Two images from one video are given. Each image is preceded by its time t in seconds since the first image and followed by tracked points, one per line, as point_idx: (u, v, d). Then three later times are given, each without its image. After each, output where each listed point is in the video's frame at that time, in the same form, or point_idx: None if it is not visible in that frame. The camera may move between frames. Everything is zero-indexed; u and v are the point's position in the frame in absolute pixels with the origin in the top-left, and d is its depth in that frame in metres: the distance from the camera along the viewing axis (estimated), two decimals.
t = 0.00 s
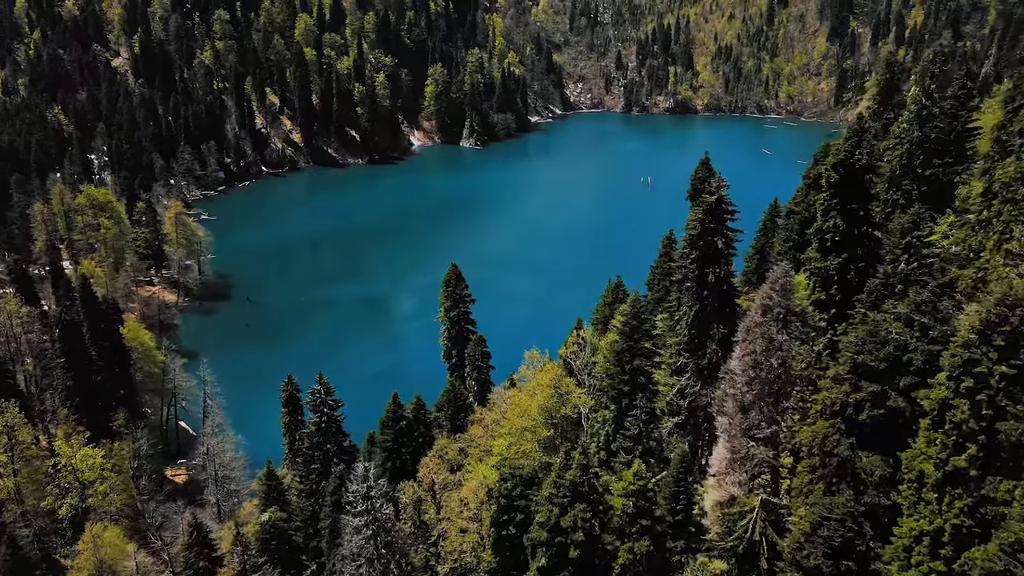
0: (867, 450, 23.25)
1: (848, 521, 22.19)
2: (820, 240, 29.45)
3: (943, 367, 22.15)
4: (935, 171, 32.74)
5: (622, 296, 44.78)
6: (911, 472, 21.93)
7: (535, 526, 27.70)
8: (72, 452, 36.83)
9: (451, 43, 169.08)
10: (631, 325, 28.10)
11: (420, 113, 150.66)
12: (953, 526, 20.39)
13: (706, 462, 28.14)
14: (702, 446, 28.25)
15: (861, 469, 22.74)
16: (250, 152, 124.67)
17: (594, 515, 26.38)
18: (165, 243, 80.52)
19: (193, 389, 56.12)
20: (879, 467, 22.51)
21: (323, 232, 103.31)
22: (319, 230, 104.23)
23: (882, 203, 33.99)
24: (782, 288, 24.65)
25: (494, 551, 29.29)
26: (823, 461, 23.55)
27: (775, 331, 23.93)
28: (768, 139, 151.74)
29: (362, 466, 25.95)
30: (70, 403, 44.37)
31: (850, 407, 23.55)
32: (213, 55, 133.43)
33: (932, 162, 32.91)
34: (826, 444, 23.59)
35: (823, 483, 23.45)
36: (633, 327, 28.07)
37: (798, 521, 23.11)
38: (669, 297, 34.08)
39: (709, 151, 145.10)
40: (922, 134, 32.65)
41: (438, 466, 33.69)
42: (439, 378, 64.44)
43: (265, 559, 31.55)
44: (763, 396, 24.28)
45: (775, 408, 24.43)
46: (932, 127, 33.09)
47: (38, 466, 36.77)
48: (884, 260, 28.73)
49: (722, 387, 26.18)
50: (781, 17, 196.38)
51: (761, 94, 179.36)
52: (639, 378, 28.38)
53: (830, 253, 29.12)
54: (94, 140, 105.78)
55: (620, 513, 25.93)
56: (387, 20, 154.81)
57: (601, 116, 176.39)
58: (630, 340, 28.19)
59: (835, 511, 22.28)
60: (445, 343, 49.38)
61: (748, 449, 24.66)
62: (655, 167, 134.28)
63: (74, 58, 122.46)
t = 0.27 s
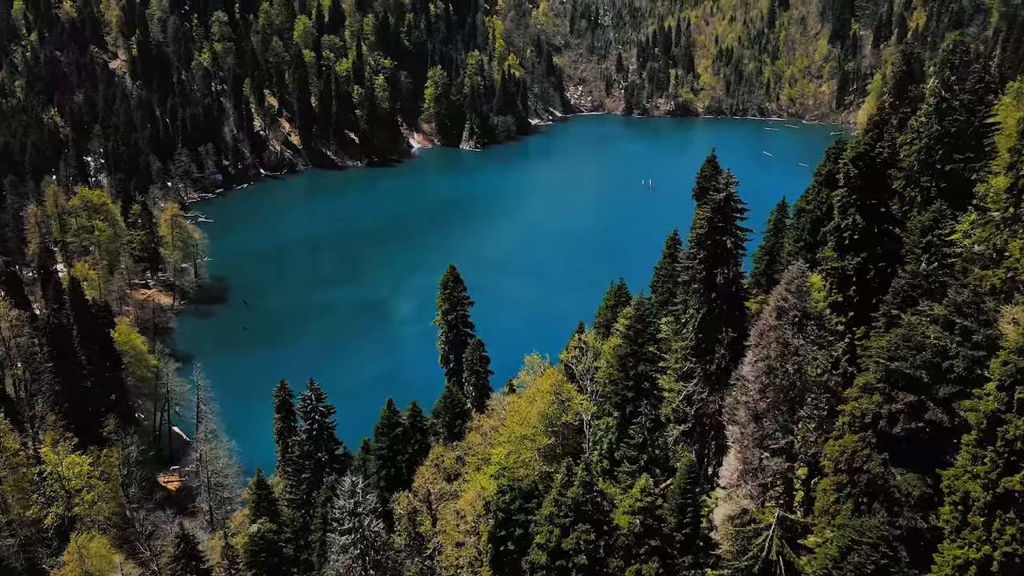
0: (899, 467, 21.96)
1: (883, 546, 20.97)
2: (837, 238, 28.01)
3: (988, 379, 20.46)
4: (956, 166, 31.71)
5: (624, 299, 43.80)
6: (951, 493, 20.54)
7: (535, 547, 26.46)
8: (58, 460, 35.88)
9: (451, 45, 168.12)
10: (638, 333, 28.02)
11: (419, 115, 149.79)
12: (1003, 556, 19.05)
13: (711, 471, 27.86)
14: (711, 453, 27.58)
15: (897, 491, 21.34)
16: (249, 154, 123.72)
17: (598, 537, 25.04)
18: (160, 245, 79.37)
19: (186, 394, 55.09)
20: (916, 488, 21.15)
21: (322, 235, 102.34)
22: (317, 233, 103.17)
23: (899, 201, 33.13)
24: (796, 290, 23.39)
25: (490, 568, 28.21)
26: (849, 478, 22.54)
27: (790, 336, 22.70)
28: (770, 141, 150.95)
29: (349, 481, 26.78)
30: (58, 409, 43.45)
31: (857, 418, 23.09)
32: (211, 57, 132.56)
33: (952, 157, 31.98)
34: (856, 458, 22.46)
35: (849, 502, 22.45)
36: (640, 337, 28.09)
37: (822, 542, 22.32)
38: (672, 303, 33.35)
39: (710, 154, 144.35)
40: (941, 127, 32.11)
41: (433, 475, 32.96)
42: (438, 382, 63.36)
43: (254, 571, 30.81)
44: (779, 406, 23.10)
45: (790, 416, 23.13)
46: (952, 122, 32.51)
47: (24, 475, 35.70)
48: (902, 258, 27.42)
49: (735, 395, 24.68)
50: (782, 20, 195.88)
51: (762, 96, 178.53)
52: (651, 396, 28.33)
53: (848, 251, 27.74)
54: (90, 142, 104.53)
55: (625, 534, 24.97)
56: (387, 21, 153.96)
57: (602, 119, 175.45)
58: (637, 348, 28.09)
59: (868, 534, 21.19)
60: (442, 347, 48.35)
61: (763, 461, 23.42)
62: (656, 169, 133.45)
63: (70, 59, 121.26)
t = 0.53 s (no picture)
0: (942, 486, 19.59)
1: (922, 574, 18.77)
2: (857, 235, 27.19)
3: None
4: (976, 161, 30.96)
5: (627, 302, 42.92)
6: (1001, 516, 18.19)
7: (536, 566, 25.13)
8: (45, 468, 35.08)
9: (451, 47, 167.44)
10: (643, 334, 26.62)
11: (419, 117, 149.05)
12: None
13: (719, 481, 27.18)
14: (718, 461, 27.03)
15: (936, 513, 19.13)
16: (247, 157, 123.01)
17: (604, 560, 23.77)
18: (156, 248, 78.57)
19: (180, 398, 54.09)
20: (958, 509, 18.86)
21: (321, 237, 101.47)
22: (316, 235, 102.26)
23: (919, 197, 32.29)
24: (810, 291, 22.54)
25: None
26: (881, 497, 20.41)
27: (805, 340, 21.74)
28: (771, 144, 150.23)
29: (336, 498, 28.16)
30: (47, 414, 42.63)
31: (887, 431, 21.12)
32: (209, 59, 131.77)
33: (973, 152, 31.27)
34: (885, 475, 20.42)
35: (885, 525, 20.27)
36: (644, 339, 26.66)
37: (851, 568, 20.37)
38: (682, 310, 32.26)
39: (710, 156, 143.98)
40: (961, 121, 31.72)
41: (430, 485, 32.62)
42: (436, 386, 62.37)
43: None
44: (794, 415, 22.12)
45: (806, 425, 22.06)
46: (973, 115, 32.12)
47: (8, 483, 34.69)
48: (926, 258, 26.16)
49: (749, 402, 23.65)
50: (783, 23, 195.72)
51: (763, 99, 177.95)
52: (656, 404, 26.75)
53: (867, 251, 26.80)
54: (87, 144, 104.17)
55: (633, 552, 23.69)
56: (386, 23, 153.22)
57: (602, 121, 174.71)
58: (641, 352, 26.81)
59: (904, 560, 19.06)
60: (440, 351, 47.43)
61: (774, 472, 22.53)
62: (657, 172, 132.68)
63: (68, 61, 120.94)
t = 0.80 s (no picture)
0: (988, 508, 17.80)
1: None
2: (876, 231, 25.60)
3: None
4: (1000, 155, 30.09)
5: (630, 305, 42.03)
6: None
7: None
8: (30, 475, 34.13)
9: (450, 49, 166.67)
10: (646, 338, 26.39)
11: (418, 120, 148.29)
12: None
13: (728, 490, 25.74)
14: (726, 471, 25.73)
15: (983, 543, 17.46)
16: (245, 159, 122.22)
17: None
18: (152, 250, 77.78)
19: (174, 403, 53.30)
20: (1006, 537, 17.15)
21: (319, 240, 100.58)
22: (314, 238, 101.36)
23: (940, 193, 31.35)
24: (827, 291, 21.36)
25: None
26: (918, 519, 18.92)
27: (825, 343, 20.43)
28: (772, 146, 149.50)
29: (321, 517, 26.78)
30: (34, 420, 41.77)
31: (929, 446, 19.17)
32: (207, 61, 130.93)
33: (996, 147, 30.57)
34: (925, 496, 18.77)
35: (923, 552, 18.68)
36: (645, 342, 26.35)
37: None
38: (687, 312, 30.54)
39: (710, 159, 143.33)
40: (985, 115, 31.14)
41: (425, 495, 31.81)
42: (435, 391, 61.43)
43: None
44: (812, 423, 20.76)
45: (822, 434, 20.82)
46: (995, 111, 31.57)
47: None
48: (951, 257, 24.55)
49: (761, 410, 22.07)
50: (783, 25, 195.49)
51: (764, 101, 177.32)
52: (658, 411, 26.53)
53: (887, 249, 25.21)
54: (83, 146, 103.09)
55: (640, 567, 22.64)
56: (385, 25, 152.39)
57: (602, 124, 173.95)
58: (644, 357, 26.42)
59: None
60: (437, 355, 46.50)
61: (789, 485, 21.13)
62: (657, 174, 131.90)
63: (64, 63, 119.96)
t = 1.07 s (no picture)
0: None
1: None
2: (898, 230, 25.28)
3: None
4: None
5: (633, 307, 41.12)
6: None
7: None
8: (14, 483, 33.03)
9: (450, 52, 166.01)
10: (650, 343, 26.29)
11: (417, 123, 147.61)
12: None
13: (739, 503, 23.78)
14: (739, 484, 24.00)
15: None
16: (243, 162, 121.38)
17: None
18: (147, 254, 76.95)
19: (166, 409, 52.35)
20: None
21: (318, 242, 99.74)
22: (312, 241, 100.49)
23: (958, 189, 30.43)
24: (848, 292, 20.49)
25: None
26: (971, 546, 17.70)
27: (848, 346, 19.86)
28: (773, 149, 148.63)
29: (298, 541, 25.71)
30: (19, 427, 40.52)
31: (984, 464, 18.00)
32: (205, 64, 130.15)
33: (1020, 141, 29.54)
34: (983, 522, 17.51)
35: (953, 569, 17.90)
36: (649, 348, 26.20)
37: None
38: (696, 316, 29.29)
39: (712, 162, 142.76)
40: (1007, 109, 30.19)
41: (422, 508, 30.77)
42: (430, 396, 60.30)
43: None
44: (833, 434, 20.09)
45: (843, 446, 19.98)
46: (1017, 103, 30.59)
47: None
48: (978, 256, 23.92)
49: (775, 420, 21.71)
50: (784, 29, 195.08)
51: (765, 104, 176.67)
52: (664, 419, 26.08)
53: (911, 246, 24.85)
54: (79, 149, 102.14)
55: None
56: (384, 28, 151.67)
57: (603, 127, 173.27)
58: (649, 363, 26.04)
59: None
60: (434, 360, 45.61)
61: (809, 498, 20.39)
62: (657, 177, 131.16)
63: (61, 65, 119.15)
